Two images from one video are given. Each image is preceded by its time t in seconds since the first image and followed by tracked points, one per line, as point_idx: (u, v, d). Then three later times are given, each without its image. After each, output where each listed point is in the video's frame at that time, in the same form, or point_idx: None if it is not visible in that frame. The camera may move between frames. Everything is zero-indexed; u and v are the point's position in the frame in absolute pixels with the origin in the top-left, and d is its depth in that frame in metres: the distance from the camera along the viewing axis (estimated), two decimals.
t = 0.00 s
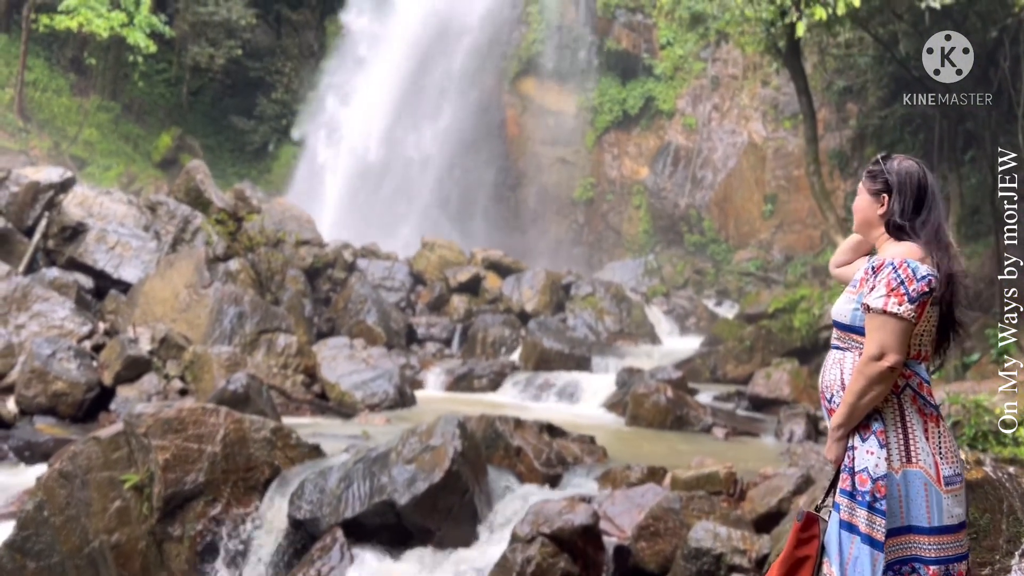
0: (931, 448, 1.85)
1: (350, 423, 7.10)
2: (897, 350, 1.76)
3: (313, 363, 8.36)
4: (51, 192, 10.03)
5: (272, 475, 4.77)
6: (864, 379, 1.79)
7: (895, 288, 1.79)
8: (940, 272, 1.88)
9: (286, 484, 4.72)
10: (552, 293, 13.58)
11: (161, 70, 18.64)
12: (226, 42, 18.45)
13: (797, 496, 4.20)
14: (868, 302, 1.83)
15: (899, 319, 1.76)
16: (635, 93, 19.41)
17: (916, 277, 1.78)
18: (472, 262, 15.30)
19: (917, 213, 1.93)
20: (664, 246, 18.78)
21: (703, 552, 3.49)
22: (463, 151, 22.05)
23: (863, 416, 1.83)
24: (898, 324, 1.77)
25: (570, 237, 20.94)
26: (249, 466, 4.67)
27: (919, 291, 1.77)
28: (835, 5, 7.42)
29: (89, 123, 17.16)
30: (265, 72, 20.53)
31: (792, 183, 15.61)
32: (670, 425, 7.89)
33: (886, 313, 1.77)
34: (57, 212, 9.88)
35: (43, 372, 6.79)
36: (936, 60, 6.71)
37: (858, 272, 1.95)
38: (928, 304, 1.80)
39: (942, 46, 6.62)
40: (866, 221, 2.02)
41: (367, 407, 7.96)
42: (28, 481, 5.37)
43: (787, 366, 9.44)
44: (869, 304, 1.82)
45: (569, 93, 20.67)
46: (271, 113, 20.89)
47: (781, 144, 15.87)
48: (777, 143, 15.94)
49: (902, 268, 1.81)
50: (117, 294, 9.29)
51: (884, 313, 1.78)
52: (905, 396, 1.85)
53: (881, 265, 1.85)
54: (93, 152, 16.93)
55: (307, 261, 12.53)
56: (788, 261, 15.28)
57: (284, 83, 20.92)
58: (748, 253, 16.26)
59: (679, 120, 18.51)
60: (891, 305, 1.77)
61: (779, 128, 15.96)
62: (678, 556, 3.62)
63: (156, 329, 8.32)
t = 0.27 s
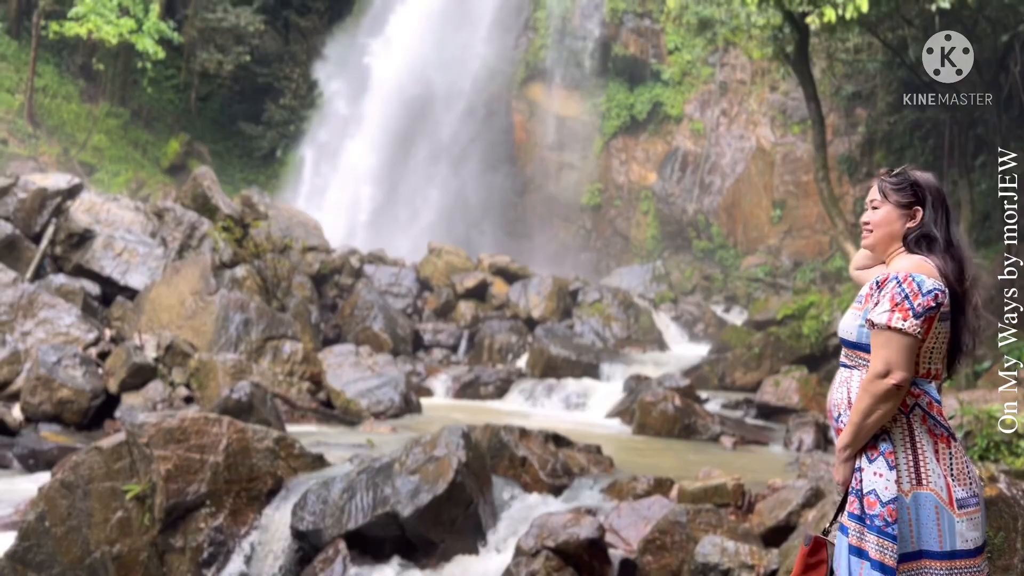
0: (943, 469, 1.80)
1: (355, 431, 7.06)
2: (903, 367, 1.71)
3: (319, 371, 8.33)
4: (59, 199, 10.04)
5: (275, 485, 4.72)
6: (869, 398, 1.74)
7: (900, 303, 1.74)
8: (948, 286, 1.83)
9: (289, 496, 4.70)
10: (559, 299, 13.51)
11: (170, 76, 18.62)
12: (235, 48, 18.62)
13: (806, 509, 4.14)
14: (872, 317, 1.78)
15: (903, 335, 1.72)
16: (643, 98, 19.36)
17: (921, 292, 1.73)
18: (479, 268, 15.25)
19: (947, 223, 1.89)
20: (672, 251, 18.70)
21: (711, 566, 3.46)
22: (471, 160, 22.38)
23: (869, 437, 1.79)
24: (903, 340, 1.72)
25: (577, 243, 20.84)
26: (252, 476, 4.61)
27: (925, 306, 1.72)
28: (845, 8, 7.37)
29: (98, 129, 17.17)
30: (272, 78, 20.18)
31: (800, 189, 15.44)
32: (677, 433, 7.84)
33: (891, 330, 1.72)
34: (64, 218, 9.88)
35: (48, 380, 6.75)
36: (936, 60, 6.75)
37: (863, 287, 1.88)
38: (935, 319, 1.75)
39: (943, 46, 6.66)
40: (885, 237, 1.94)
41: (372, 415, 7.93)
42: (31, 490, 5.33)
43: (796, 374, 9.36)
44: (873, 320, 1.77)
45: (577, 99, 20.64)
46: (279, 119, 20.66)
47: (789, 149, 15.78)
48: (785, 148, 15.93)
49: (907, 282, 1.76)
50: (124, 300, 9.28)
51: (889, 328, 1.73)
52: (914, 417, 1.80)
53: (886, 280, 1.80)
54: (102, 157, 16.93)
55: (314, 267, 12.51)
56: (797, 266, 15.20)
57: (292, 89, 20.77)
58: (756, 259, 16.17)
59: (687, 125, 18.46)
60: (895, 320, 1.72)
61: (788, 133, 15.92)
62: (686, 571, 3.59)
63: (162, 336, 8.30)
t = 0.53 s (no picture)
0: (965, 493, 1.76)
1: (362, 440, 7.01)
2: (921, 390, 1.66)
3: (326, 379, 8.29)
4: (68, 207, 10.06)
5: (281, 496, 4.67)
6: (885, 421, 1.70)
7: (916, 323, 1.68)
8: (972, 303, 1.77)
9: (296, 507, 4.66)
10: (567, 306, 13.38)
11: (181, 84, 18.65)
12: (245, 55, 18.63)
13: (820, 523, 4.09)
14: (888, 336, 1.72)
15: (920, 355, 1.66)
16: (651, 104, 19.30)
17: (939, 310, 1.68)
18: (487, 275, 15.20)
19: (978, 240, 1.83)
20: (681, 258, 18.60)
21: None
22: (479, 165, 22.36)
23: (885, 462, 1.75)
24: (919, 360, 1.67)
25: (585, 249, 20.76)
26: (257, 487, 4.58)
27: (944, 325, 1.67)
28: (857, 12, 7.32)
29: (108, 136, 17.22)
30: (282, 86, 20.14)
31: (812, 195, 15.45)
32: (687, 443, 7.75)
33: (909, 350, 1.67)
34: (72, 225, 9.89)
35: (55, 388, 6.73)
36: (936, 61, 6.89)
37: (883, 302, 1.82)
38: (954, 337, 1.69)
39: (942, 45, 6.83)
40: (912, 250, 1.88)
41: (379, 424, 7.90)
42: (37, 501, 5.29)
43: (807, 382, 9.29)
44: (889, 339, 1.72)
45: (586, 105, 20.60)
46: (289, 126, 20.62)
47: (799, 155, 15.72)
48: (795, 154, 15.85)
49: (925, 299, 1.70)
50: (132, 308, 9.28)
51: (905, 348, 1.68)
52: (931, 439, 1.76)
53: (905, 297, 1.74)
54: (112, 165, 16.97)
55: (322, 274, 12.49)
56: (807, 273, 15.10)
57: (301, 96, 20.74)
58: (766, 265, 16.08)
59: (696, 131, 18.39)
60: (912, 340, 1.67)
61: (797, 139, 15.82)
62: None
63: (170, 344, 8.27)
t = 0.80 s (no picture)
0: (998, 522, 1.76)
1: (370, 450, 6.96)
2: (956, 417, 1.67)
3: (334, 388, 8.24)
4: (77, 215, 10.05)
5: (287, 508, 4.61)
6: (917, 448, 1.71)
7: (951, 346, 1.69)
8: (1002, 322, 1.77)
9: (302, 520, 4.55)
10: (577, 314, 13.32)
11: (190, 92, 18.76)
12: (255, 63, 18.80)
13: (837, 537, 4.06)
14: (921, 360, 1.73)
15: (956, 380, 1.67)
16: (661, 111, 19.23)
17: (976, 332, 1.69)
18: (496, 282, 15.13)
19: (982, 249, 1.82)
20: (690, 264, 18.48)
21: None
22: (490, 170, 22.18)
23: (915, 488, 1.76)
24: (954, 386, 1.67)
25: (594, 255, 20.74)
26: (264, 499, 4.52)
27: (980, 348, 1.68)
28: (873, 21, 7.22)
29: (119, 144, 17.29)
30: (291, 94, 20.32)
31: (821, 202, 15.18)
32: (699, 453, 7.66)
33: (942, 373, 1.68)
34: (82, 233, 9.89)
35: (63, 397, 6.69)
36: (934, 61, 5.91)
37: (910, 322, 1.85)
38: (989, 361, 1.70)
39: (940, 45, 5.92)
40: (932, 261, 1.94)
41: (387, 434, 7.86)
42: (43, 511, 5.25)
43: (820, 391, 9.20)
44: (923, 363, 1.72)
45: (595, 112, 20.52)
46: (297, 134, 20.76)
47: (809, 162, 15.58)
48: (806, 160, 15.72)
49: (960, 320, 1.71)
50: (140, 316, 9.27)
51: (940, 373, 1.69)
52: (963, 466, 1.77)
53: (934, 315, 1.76)
54: (122, 173, 17.01)
55: (331, 282, 12.45)
56: (818, 280, 14.98)
57: (310, 104, 20.84)
58: (777, 272, 15.96)
59: (705, 137, 18.31)
60: (948, 365, 1.68)
61: (807, 145, 15.71)
62: None
63: (178, 353, 8.25)
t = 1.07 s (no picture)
0: None
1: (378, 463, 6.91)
2: (995, 446, 1.69)
3: (343, 399, 8.20)
4: (86, 225, 10.06)
5: (294, 524, 4.58)
6: (955, 479, 1.74)
7: (988, 371, 1.71)
8: None
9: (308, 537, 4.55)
10: (586, 323, 13.24)
11: (200, 103, 18.98)
12: (264, 74, 18.90)
13: (856, 556, 4.02)
14: (957, 386, 1.75)
15: (995, 409, 1.69)
16: (670, 120, 19.16)
17: (1012, 358, 1.71)
18: (505, 292, 15.06)
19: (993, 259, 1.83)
20: (701, 273, 18.34)
21: None
22: (500, 178, 22.03)
23: (952, 519, 1.80)
24: (991, 414, 1.70)
25: (603, 263, 20.61)
26: (270, 515, 4.48)
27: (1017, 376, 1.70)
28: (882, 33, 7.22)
29: (129, 155, 17.38)
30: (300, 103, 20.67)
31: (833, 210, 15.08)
32: (711, 466, 7.56)
33: (982, 403, 1.70)
34: (91, 244, 9.90)
35: (70, 409, 6.66)
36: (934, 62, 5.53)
37: (941, 347, 1.88)
38: None
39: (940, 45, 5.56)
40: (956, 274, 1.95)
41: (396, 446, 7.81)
42: (49, 526, 5.19)
43: (833, 403, 9.08)
44: (959, 390, 1.74)
45: (603, 120, 20.44)
46: (307, 143, 21.03)
47: (820, 170, 15.46)
48: (816, 168, 15.61)
49: (996, 344, 1.73)
50: (149, 327, 9.25)
51: (978, 400, 1.71)
52: (1000, 495, 1.80)
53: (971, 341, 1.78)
54: (133, 183, 17.08)
55: (340, 292, 12.41)
56: (830, 289, 14.83)
57: (319, 114, 21.10)
58: (788, 281, 15.82)
59: (715, 146, 18.22)
60: (987, 392, 1.69)
61: (818, 153, 15.58)
62: None
63: (186, 364, 8.22)
